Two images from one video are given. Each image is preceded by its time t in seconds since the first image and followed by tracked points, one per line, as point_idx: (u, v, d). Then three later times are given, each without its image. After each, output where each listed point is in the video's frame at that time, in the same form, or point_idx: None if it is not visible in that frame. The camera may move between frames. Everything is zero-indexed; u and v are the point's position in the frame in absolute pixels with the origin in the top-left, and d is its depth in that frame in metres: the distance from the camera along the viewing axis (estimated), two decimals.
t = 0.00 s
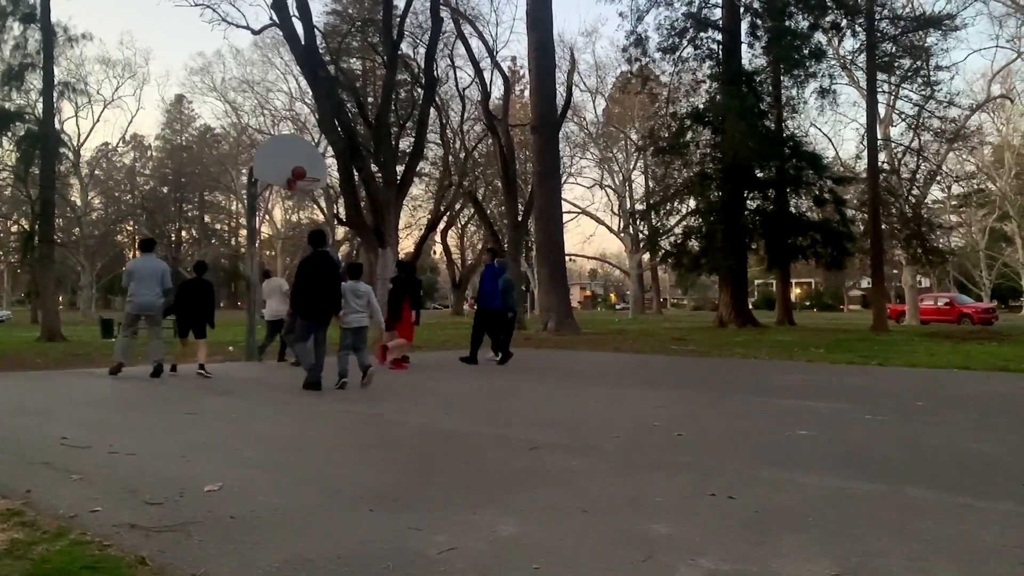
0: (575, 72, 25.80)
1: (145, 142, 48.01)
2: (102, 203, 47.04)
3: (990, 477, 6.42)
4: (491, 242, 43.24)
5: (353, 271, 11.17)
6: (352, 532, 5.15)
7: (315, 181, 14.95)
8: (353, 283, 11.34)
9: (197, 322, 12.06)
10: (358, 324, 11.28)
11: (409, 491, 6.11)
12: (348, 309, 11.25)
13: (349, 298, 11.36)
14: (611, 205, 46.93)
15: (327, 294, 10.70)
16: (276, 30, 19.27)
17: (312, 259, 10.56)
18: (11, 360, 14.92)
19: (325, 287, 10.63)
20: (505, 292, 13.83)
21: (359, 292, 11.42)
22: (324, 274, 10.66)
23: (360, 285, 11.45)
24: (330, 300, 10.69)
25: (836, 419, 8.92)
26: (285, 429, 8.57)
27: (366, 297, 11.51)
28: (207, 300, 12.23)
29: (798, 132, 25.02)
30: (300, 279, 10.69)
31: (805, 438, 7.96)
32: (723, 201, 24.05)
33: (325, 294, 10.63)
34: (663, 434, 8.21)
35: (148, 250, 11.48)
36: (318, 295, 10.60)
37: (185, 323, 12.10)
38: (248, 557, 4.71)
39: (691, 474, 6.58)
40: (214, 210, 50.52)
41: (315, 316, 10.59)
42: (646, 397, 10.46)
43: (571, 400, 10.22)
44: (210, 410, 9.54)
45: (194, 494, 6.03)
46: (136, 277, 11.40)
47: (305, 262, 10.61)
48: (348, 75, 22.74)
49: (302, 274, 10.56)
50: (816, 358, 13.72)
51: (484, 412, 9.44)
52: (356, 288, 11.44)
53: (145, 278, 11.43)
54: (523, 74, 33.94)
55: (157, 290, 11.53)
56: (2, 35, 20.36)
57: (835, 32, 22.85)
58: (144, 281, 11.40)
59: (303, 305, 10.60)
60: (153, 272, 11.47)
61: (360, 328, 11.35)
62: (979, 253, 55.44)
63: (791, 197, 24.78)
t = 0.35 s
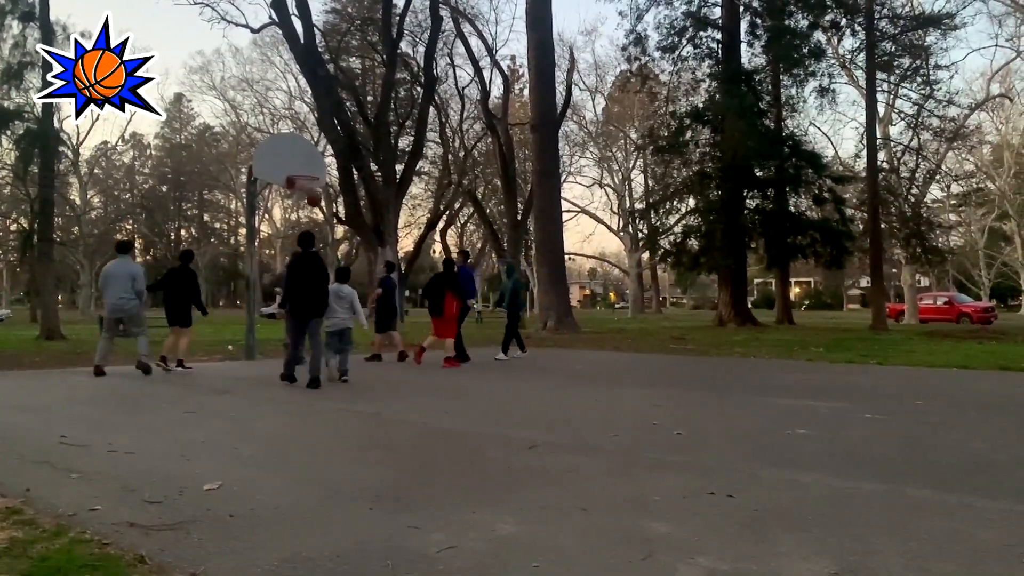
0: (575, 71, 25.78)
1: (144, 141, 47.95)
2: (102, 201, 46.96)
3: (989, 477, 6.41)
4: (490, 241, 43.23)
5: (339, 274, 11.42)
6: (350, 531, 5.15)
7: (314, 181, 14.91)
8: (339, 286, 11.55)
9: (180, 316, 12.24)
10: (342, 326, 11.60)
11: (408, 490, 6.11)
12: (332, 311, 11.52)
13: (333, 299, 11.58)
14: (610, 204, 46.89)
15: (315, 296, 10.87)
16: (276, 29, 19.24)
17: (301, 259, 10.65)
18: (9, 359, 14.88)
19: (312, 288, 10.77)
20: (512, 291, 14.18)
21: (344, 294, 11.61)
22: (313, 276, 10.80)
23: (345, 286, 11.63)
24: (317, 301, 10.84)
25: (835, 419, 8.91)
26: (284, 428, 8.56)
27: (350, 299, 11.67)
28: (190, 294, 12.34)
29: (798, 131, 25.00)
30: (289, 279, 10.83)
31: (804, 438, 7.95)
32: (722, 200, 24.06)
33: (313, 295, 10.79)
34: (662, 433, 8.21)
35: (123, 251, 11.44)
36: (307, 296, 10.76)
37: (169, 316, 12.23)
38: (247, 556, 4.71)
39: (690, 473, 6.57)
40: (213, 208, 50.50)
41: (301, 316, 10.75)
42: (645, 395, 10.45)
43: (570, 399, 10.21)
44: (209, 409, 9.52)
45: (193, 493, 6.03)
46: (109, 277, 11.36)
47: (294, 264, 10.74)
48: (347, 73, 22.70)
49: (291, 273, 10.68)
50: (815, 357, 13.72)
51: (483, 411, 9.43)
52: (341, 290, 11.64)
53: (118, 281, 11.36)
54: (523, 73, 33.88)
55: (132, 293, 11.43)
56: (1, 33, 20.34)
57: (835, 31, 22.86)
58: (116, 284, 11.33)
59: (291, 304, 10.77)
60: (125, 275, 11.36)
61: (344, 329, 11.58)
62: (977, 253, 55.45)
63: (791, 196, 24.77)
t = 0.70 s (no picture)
0: (573, 69, 25.71)
1: (143, 139, 47.98)
2: (100, 199, 46.90)
3: (989, 476, 6.40)
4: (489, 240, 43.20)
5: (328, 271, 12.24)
6: (350, 529, 5.14)
7: (312, 180, 14.89)
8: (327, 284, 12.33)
9: (171, 321, 12.32)
10: (329, 323, 11.99)
11: (407, 489, 6.10)
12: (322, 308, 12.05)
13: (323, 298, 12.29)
14: (609, 203, 46.88)
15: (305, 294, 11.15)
16: (274, 27, 19.18)
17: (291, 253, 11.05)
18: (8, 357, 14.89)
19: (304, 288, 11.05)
20: (526, 290, 14.40)
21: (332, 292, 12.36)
22: (304, 276, 11.09)
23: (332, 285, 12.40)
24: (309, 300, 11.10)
25: (835, 417, 8.90)
26: (283, 426, 8.55)
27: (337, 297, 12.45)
28: (178, 297, 12.46)
29: (797, 130, 24.95)
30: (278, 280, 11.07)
31: (804, 436, 7.94)
32: (721, 199, 24.06)
33: (305, 294, 11.05)
34: (662, 432, 8.19)
35: (116, 249, 11.50)
36: (298, 294, 10.98)
37: (159, 322, 12.36)
38: (247, 554, 4.69)
39: (690, 472, 6.56)
40: (212, 207, 50.55)
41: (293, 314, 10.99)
42: (644, 394, 10.45)
43: (570, 397, 10.19)
44: (209, 408, 9.51)
45: (192, 491, 6.02)
46: (101, 278, 11.44)
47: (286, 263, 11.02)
48: (346, 71, 22.63)
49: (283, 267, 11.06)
50: (815, 356, 13.70)
51: (482, 410, 9.42)
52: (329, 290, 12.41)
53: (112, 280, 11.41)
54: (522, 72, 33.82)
55: (125, 293, 11.47)
56: None
57: (834, 30, 22.84)
58: (108, 284, 11.38)
59: (282, 303, 10.96)
60: (118, 275, 11.40)
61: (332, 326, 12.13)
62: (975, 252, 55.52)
63: (789, 195, 24.79)
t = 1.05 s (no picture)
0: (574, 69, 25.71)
1: (144, 140, 47.98)
2: (101, 200, 46.88)
3: (990, 475, 6.40)
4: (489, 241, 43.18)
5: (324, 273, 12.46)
6: (350, 530, 5.14)
7: (313, 179, 14.91)
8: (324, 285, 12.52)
9: (170, 316, 12.34)
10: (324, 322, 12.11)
11: (407, 490, 6.10)
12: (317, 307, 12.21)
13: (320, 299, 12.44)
14: (610, 202, 46.82)
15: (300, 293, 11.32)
16: (274, 28, 19.18)
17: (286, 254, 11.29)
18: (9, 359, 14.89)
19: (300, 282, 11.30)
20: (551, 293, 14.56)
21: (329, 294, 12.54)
22: (301, 271, 11.36)
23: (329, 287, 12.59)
24: (305, 295, 11.33)
25: (836, 417, 8.88)
26: (284, 427, 8.55)
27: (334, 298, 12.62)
28: (175, 294, 12.50)
29: (798, 129, 24.91)
30: (272, 275, 11.35)
31: (804, 435, 7.94)
32: (722, 199, 24.03)
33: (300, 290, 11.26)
34: (663, 432, 8.19)
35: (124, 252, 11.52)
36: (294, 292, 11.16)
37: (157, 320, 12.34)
38: (248, 555, 4.70)
39: (690, 473, 6.55)
40: (212, 208, 50.53)
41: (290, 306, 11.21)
42: (645, 394, 10.43)
43: (570, 397, 10.18)
44: (210, 408, 9.51)
45: (193, 492, 6.02)
46: (108, 283, 11.44)
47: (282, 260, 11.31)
48: (347, 72, 22.63)
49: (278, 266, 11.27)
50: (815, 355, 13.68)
51: (482, 410, 9.41)
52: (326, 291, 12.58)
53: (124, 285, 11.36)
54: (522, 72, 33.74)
55: (134, 294, 11.44)
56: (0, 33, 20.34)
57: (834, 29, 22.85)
58: (116, 287, 11.35)
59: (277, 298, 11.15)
60: (126, 278, 11.39)
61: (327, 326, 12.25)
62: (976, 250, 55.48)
63: (789, 194, 24.78)
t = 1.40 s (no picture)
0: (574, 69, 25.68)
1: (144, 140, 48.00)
2: (101, 200, 46.80)
3: (990, 475, 6.40)
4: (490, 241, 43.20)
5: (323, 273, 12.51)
6: (351, 529, 5.15)
7: (313, 179, 14.80)
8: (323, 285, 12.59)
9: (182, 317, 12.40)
10: (322, 321, 12.29)
11: (409, 489, 6.11)
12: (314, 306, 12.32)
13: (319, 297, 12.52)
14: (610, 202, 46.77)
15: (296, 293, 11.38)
16: (274, 28, 19.18)
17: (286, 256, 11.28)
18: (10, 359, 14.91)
19: (301, 279, 11.37)
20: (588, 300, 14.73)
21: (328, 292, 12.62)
22: (301, 269, 11.42)
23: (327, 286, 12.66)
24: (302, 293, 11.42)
25: (837, 417, 8.88)
26: (283, 426, 8.55)
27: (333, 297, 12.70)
28: (188, 295, 12.49)
29: (799, 128, 24.80)
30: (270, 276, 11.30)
31: (804, 434, 7.95)
32: (722, 199, 24.01)
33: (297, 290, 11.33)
34: (662, 431, 8.17)
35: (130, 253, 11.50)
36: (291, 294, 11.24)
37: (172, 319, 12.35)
38: (251, 553, 4.71)
39: (691, 472, 6.55)
40: (212, 208, 50.50)
41: (295, 303, 11.27)
42: (646, 393, 10.42)
43: (570, 397, 10.17)
44: (211, 408, 9.51)
45: (194, 492, 6.03)
46: (113, 282, 11.44)
47: (281, 257, 11.33)
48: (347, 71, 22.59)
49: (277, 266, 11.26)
50: (815, 355, 13.63)
51: (481, 411, 9.39)
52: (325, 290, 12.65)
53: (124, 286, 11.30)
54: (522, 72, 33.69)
55: (134, 294, 11.37)
56: (1, 33, 20.37)
57: (834, 29, 22.91)
58: (117, 287, 11.33)
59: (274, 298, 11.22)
60: (127, 277, 11.35)
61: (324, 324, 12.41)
62: (976, 249, 55.40)
63: (790, 194, 24.77)
